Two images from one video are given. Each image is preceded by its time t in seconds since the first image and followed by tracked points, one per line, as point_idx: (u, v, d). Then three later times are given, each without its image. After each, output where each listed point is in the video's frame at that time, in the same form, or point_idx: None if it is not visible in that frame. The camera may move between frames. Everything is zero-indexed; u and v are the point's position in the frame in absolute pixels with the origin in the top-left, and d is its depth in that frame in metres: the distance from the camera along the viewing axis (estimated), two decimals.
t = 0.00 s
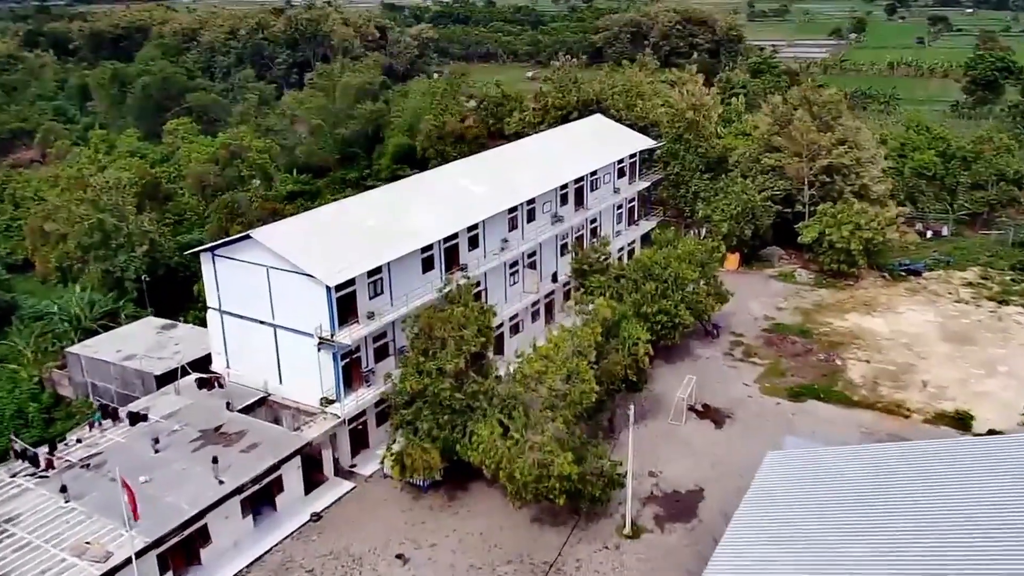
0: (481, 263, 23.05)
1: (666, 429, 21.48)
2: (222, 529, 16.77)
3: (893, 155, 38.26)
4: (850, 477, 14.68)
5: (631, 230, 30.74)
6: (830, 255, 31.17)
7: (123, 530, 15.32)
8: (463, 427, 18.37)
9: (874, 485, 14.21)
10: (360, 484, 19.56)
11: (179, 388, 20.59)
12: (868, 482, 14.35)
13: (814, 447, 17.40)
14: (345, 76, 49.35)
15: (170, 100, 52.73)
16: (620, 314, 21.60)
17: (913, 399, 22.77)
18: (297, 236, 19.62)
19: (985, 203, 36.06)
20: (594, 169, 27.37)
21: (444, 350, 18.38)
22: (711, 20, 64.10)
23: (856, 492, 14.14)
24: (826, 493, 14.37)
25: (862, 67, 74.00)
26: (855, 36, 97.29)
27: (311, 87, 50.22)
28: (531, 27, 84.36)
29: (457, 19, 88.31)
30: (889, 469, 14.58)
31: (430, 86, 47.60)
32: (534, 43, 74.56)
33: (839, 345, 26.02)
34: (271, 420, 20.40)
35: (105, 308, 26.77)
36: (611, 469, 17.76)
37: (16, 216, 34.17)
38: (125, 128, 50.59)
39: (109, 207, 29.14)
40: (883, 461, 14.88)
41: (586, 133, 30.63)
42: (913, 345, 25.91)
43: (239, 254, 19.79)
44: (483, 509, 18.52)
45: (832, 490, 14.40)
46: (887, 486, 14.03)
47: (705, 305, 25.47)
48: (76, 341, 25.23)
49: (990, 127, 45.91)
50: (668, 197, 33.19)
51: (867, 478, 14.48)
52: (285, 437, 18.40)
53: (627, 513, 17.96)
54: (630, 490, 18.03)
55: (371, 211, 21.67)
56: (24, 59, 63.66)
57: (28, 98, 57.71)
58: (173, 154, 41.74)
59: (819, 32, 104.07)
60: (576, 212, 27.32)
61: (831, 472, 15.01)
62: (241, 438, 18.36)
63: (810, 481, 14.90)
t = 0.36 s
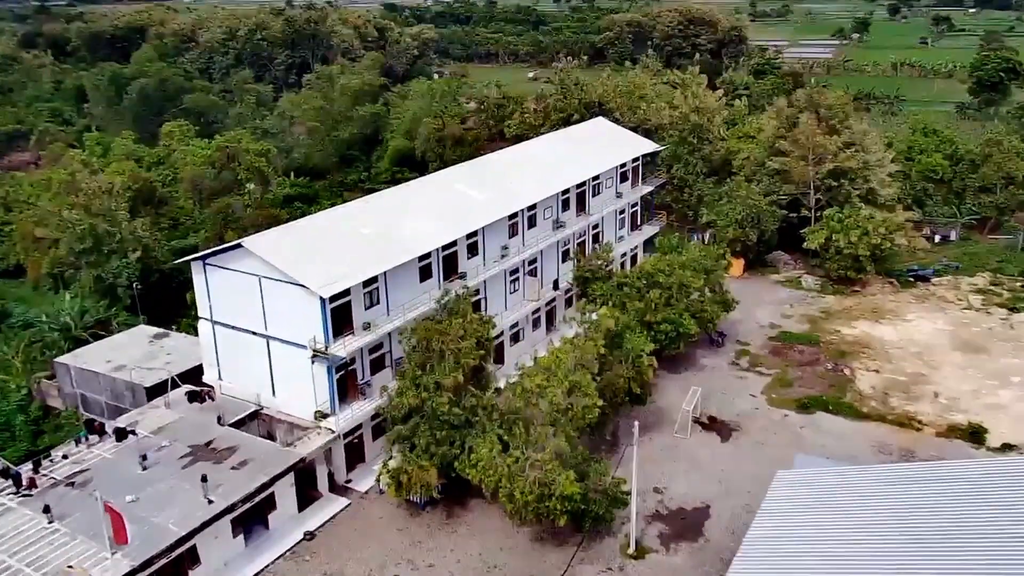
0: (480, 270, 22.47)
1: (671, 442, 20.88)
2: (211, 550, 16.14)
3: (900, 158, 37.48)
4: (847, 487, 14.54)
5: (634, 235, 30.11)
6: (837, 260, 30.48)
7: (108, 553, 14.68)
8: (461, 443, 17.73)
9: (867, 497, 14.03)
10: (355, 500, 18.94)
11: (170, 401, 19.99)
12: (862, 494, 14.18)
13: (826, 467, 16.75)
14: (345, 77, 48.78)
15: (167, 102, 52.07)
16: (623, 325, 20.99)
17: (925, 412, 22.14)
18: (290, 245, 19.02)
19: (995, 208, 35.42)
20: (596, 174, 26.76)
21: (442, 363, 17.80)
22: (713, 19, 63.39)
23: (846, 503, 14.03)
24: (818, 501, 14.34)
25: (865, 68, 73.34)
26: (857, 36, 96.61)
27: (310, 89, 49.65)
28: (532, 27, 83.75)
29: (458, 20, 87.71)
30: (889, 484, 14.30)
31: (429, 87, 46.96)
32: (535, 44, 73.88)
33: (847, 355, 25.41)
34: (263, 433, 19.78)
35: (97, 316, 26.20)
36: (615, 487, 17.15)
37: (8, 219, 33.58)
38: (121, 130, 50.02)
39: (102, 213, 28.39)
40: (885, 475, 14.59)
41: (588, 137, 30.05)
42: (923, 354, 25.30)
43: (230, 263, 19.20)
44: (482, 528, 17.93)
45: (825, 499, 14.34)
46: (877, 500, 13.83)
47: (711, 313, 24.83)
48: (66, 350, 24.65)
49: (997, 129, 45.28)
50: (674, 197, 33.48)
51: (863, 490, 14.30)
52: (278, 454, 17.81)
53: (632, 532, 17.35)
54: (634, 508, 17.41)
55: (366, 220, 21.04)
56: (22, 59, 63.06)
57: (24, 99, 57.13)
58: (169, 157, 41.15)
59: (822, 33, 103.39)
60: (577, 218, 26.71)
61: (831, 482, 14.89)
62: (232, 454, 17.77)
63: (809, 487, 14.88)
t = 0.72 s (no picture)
0: (479, 278, 21.88)
1: (675, 455, 20.28)
2: (199, 571, 15.48)
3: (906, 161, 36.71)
4: (853, 505, 14.00)
5: (637, 240, 29.56)
6: (843, 266, 29.87)
7: None
8: (459, 459, 17.09)
9: (873, 517, 13.47)
10: (349, 517, 18.35)
11: (158, 415, 19.39)
12: (863, 510, 13.80)
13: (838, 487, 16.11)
14: (342, 78, 48.16)
15: (164, 102, 51.45)
16: (625, 336, 20.39)
17: (936, 424, 21.52)
18: (282, 254, 18.41)
19: (1003, 211, 34.80)
20: (597, 178, 26.15)
21: (439, 376, 17.18)
22: (715, 20, 62.46)
23: (851, 522, 13.51)
24: (823, 520, 13.85)
25: (868, 69, 72.67)
26: (859, 36, 95.93)
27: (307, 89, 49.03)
28: (532, 27, 83.11)
29: (457, 20, 87.07)
30: (890, 498, 13.92)
31: (428, 88, 46.33)
32: (535, 44, 73.19)
33: (855, 363, 24.81)
34: (255, 447, 19.19)
35: (87, 324, 25.64)
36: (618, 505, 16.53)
37: None
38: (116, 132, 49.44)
39: (93, 217, 27.54)
40: (891, 488, 14.18)
41: (589, 140, 29.43)
42: (933, 364, 24.69)
43: (221, 272, 18.59)
44: (480, 546, 17.35)
45: (830, 518, 13.84)
46: (883, 520, 13.27)
47: (715, 320, 24.16)
48: (54, 360, 24.08)
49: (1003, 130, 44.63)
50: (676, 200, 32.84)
51: (861, 502, 14.04)
52: (269, 470, 17.18)
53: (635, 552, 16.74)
54: (638, 527, 16.81)
55: (361, 227, 20.41)
56: (17, 60, 62.47)
57: (19, 101, 56.53)
58: (164, 159, 40.56)
59: (824, 33, 102.73)
60: (579, 223, 26.11)
61: (837, 496, 14.51)
62: (221, 471, 17.13)
63: (812, 495, 14.75)
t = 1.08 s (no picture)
0: (477, 287, 21.23)
1: (679, 471, 19.63)
2: None
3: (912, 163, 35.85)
4: (862, 533, 13.21)
5: (639, 245, 28.90)
6: (850, 272, 29.18)
7: None
8: (455, 478, 16.42)
9: (882, 546, 12.67)
10: (342, 537, 17.68)
11: (145, 430, 18.74)
12: (872, 537, 13.02)
13: (850, 510, 15.43)
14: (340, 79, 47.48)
15: (159, 104, 50.80)
16: (627, 348, 19.70)
17: (948, 438, 20.85)
18: (272, 265, 17.75)
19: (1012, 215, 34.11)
20: (598, 184, 25.48)
21: (435, 392, 16.52)
22: (717, 20, 61.61)
23: (859, 552, 12.72)
24: (830, 550, 13.07)
25: (870, 69, 72.02)
26: (862, 36, 95.24)
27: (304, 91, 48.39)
28: (532, 27, 82.48)
29: (457, 20, 86.42)
30: (898, 525, 13.14)
31: (427, 90, 45.70)
32: (535, 44, 72.50)
33: (863, 374, 24.15)
34: (244, 464, 18.53)
35: (76, 334, 25.04)
36: (621, 527, 15.86)
37: None
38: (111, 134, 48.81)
39: (82, 224, 26.88)
40: (899, 514, 13.40)
41: (589, 144, 28.73)
42: (944, 374, 24.00)
43: (209, 283, 17.94)
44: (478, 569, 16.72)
45: (839, 549, 13.06)
46: (893, 549, 12.47)
47: (720, 330, 23.48)
48: (41, 371, 23.48)
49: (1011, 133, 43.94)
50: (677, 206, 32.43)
51: (870, 530, 13.26)
52: (258, 490, 16.49)
53: None
54: (642, 549, 16.12)
55: (354, 236, 19.74)
56: (13, 61, 61.86)
57: (15, 103, 55.92)
58: (158, 163, 39.96)
59: (826, 33, 102.12)
60: (579, 230, 25.46)
61: (846, 523, 13.74)
62: (208, 491, 16.46)
63: (819, 522, 13.99)
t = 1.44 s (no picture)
0: (474, 295, 20.73)
1: (682, 484, 19.14)
2: None
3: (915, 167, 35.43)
4: (871, 555, 12.64)
5: (639, 250, 28.41)
6: (854, 278, 28.69)
7: None
8: (451, 494, 15.92)
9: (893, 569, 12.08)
10: (334, 554, 17.19)
11: (132, 443, 18.23)
12: (883, 559, 12.43)
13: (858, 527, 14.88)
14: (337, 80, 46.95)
15: (153, 106, 50.29)
16: (629, 357, 19.19)
17: (956, 449, 20.37)
18: (262, 274, 17.25)
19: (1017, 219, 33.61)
20: (598, 188, 24.99)
21: (430, 406, 16.01)
22: (716, 20, 60.96)
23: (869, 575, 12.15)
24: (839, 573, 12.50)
25: (870, 70, 71.56)
26: (861, 37, 94.82)
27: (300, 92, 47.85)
28: (530, 28, 81.96)
29: (455, 21, 85.87)
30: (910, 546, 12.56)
31: (424, 91, 45.19)
32: (534, 45, 71.94)
33: (868, 382, 23.67)
34: (234, 479, 18.05)
35: (65, 342, 24.52)
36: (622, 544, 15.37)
37: None
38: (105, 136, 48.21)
39: (72, 229, 26.40)
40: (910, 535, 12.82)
41: (588, 147, 28.25)
42: (951, 383, 23.53)
43: (198, 292, 17.44)
44: None
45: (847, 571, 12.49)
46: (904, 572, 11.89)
47: (722, 338, 22.98)
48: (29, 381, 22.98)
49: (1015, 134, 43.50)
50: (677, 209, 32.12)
51: (880, 551, 12.68)
52: (248, 507, 15.98)
53: None
54: (644, 568, 15.64)
55: (347, 244, 19.26)
56: (7, 62, 61.20)
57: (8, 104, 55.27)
58: (152, 166, 39.41)
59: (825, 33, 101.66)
60: (578, 235, 24.96)
61: (854, 543, 13.17)
62: (195, 508, 15.92)
63: (826, 542, 13.43)
